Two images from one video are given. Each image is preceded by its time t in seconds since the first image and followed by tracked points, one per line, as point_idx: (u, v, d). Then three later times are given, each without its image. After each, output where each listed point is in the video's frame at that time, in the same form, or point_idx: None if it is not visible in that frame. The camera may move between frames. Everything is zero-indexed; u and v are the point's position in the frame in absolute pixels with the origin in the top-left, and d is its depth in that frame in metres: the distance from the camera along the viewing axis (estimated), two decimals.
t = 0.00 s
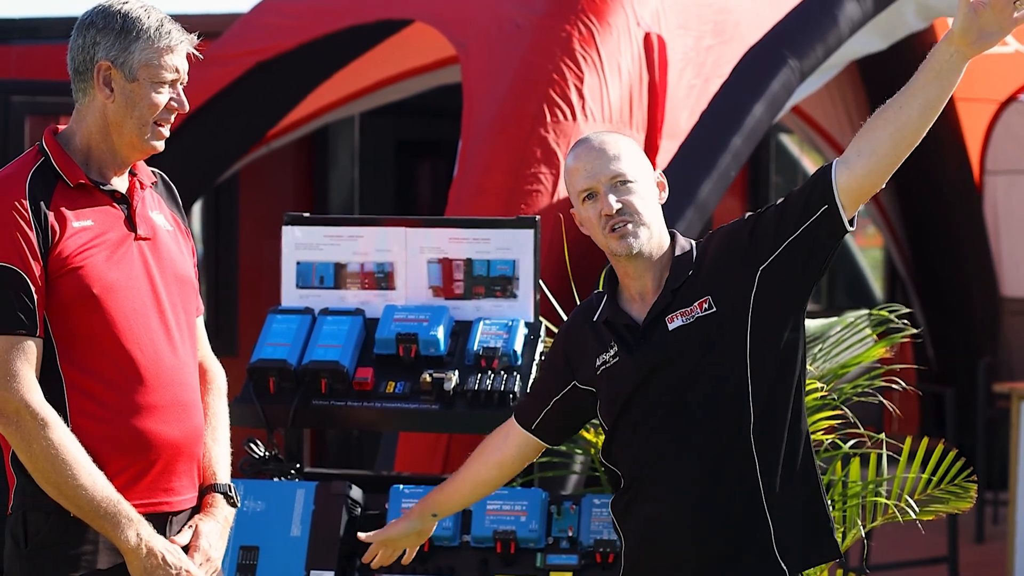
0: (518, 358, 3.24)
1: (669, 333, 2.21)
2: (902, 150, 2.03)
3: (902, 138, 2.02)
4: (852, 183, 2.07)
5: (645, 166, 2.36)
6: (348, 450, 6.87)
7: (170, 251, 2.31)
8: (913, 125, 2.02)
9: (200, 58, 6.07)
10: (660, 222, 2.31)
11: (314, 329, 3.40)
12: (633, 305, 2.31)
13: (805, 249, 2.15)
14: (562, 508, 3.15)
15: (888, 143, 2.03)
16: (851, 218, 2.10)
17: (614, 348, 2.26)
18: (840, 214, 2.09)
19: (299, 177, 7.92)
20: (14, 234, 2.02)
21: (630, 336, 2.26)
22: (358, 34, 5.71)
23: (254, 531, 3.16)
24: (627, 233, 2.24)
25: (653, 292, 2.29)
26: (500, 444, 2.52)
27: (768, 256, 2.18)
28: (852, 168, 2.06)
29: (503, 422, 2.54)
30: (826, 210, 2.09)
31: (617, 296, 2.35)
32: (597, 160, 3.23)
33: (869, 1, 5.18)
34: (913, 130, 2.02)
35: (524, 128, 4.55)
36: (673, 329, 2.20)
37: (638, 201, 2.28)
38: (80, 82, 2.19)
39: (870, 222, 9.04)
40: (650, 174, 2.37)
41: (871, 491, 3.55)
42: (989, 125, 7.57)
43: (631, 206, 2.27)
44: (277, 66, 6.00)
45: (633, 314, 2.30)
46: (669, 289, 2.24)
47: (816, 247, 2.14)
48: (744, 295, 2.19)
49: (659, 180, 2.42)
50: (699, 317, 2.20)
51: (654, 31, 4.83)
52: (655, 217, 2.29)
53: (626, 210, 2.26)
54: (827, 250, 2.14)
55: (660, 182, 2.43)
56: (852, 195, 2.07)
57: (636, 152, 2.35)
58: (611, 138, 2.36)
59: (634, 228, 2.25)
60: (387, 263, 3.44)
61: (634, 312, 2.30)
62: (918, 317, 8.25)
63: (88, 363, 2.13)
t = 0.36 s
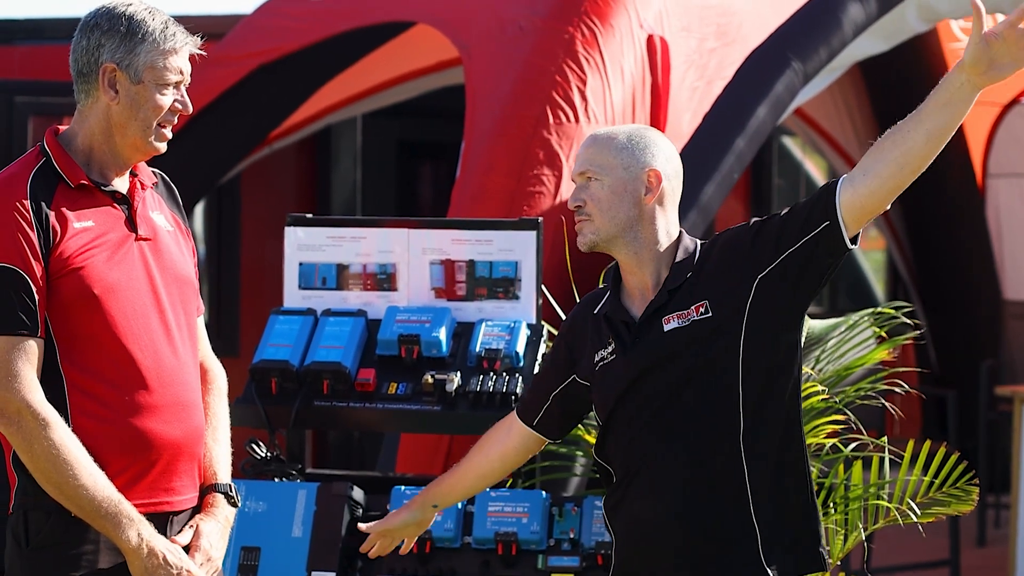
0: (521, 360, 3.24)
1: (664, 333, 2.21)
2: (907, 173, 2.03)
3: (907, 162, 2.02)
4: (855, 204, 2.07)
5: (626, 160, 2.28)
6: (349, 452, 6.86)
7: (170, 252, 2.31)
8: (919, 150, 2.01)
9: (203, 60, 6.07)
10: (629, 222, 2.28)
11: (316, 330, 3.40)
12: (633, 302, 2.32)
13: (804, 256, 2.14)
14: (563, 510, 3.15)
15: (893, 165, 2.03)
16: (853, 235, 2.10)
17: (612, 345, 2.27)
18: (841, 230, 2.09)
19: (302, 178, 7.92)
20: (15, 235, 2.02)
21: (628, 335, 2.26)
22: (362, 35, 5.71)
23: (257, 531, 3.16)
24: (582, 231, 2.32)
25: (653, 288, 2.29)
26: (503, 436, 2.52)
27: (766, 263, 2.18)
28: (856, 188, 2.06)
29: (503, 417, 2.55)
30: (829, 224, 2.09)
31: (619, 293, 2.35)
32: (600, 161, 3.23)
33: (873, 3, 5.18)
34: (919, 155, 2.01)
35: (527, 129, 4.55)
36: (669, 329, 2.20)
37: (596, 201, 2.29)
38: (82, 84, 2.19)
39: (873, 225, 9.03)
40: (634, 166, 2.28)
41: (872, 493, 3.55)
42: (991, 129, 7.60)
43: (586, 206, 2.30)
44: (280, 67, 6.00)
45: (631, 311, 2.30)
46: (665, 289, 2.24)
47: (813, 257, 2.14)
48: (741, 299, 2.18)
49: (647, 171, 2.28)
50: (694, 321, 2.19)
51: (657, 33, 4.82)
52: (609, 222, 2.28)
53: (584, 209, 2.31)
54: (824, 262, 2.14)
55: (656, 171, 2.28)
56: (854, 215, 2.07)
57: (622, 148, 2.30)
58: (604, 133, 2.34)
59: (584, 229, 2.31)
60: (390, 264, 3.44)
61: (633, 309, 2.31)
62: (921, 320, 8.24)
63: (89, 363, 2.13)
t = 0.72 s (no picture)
0: (521, 361, 3.24)
1: (666, 333, 2.21)
2: (919, 209, 1.99)
3: (920, 200, 1.98)
4: (867, 234, 2.04)
5: (642, 155, 2.28)
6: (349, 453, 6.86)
7: (170, 252, 2.31)
8: (935, 188, 1.97)
9: (204, 61, 6.07)
10: (645, 218, 2.28)
11: (317, 331, 3.40)
12: (643, 296, 2.33)
13: (811, 274, 2.12)
14: (564, 512, 3.17)
15: (907, 200, 1.99)
16: (861, 261, 2.07)
17: (616, 337, 2.28)
18: (847, 256, 2.06)
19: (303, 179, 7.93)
20: (15, 235, 2.02)
21: (632, 328, 2.27)
22: (362, 37, 5.71)
23: (258, 533, 3.16)
24: (600, 227, 2.34)
25: (663, 286, 2.30)
26: (512, 415, 2.52)
27: (776, 276, 2.16)
28: (868, 218, 2.03)
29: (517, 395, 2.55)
30: (835, 245, 2.07)
31: (632, 288, 2.36)
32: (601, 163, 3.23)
33: (873, 6, 5.18)
34: (934, 194, 1.97)
35: (528, 130, 4.55)
36: (671, 330, 2.21)
37: (612, 196, 2.30)
38: (83, 86, 2.19)
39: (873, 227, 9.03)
40: (650, 162, 2.28)
41: (873, 496, 3.55)
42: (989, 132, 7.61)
43: (603, 202, 2.31)
44: (280, 69, 6.00)
45: (640, 306, 2.31)
46: (672, 288, 2.24)
47: (820, 275, 2.12)
48: (747, 306, 2.18)
49: (663, 167, 2.28)
50: (697, 324, 2.19)
51: (658, 35, 4.82)
52: (623, 218, 2.29)
53: (601, 205, 2.32)
54: (831, 282, 2.11)
55: (672, 166, 2.28)
56: (863, 243, 2.05)
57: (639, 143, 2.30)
58: (623, 127, 2.34)
59: (600, 224, 2.32)
60: (391, 266, 3.45)
61: (641, 303, 2.32)
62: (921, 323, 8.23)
63: (89, 363, 2.13)
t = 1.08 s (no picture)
0: (521, 363, 3.24)
1: (664, 334, 2.21)
2: (894, 173, 2.00)
3: (894, 162, 1.99)
4: (846, 206, 2.04)
5: (629, 165, 2.30)
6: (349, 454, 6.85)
7: (167, 254, 2.31)
8: (905, 149, 1.99)
9: (205, 64, 6.07)
10: (636, 227, 2.29)
11: (317, 333, 3.40)
12: (637, 306, 2.33)
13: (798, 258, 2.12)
14: (564, 514, 3.15)
15: (880, 164, 2.00)
16: (846, 235, 2.07)
17: (614, 351, 2.28)
18: (832, 233, 2.07)
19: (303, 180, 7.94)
20: (13, 237, 2.02)
21: (629, 336, 2.28)
22: (363, 39, 5.71)
23: (258, 535, 3.15)
24: (592, 240, 2.34)
25: (655, 292, 2.31)
26: (526, 465, 2.50)
27: (764, 263, 2.17)
28: (846, 189, 2.04)
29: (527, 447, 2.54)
30: (820, 222, 2.07)
31: (625, 300, 2.37)
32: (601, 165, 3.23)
33: (873, 8, 5.18)
34: (905, 154, 1.99)
35: (527, 133, 4.55)
36: (668, 331, 2.21)
37: (602, 207, 2.30)
38: (81, 88, 2.19)
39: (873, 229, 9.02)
40: (637, 171, 2.29)
41: (873, 499, 3.55)
42: (992, 132, 7.75)
43: (593, 214, 2.31)
44: (281, 72, 6.01)
45: (634, 316, 2.31)
46: (667, 290, 2.25)
47: (807, 259, 2.12)
48: (739, 303, 2.18)
49: (650, 176, 2.29)
50: (693, 322, 2.20)
51: (657, 37, 4.82)
52: (614, 228, 2.29)
53: (591, 217, 2.32)
54: (818, 263, 2.11)
55: (659, 175, 2.29)
56: (845, 216, 2.05)
57: (623, 154, 2.32)
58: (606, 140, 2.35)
59: (592, 236, 2.32)
60: (390, 268, 3.45)
61: (636, 312, 2.32)
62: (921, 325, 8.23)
63: (87, 365, 2.13)
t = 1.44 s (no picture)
0: (519, 366, 3.24)
1: (663, 336, 2.21)
2: (892, 170, 2.02)
3: (891, 159, 2.01)
4: (845, 205, 2.06)
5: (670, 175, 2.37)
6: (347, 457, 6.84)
7: (167, 258, 2.31)
8: (901, 147, 2.01)
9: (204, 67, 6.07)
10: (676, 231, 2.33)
11: (315, 336, 3.40)
12: (637, 308, 2.33)
13: (797, 258, 2.14)
14: (563, 517, 3.16)
15: (877, 162, 2.02)
16: (845, 236, 2.09)
17: (614, 352, 2.28)
18: (831, 232, 2.08)
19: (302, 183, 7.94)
20: (15, 240, 2.02)
21: (628, 339, 2.28)
22: (362, 41, 5.71)
23: (256, 537, 3.16)
24: (643, 228, 2.28)
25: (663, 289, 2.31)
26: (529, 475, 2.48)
27: (763, 263, 2.19)
28: (844, 188, 2.06)
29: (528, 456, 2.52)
30: (819, 224, 2.09)
31: (624, 302, 2.37)
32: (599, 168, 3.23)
33: (872, 11, 5.18)
34: (902, 151, 2.01)
35: (526, 135, 4.56)
36: (668, 332, 2.21)
37: (662, 202, 2.30)
38: (84, 90, 2.19)
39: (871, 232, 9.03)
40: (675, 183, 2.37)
41: (872, 503, 3.55)
42: (991, 134, 7.68)
43: (654, 203, 2.29)
44: (280, 74, 6.01)
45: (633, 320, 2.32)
46: (667, 293, 2.25)
47: (806, 260, 2.14)
48: (739, 302, 2.19)
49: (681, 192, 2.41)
50: (693, 324, 2.20)
51: (656, 40, 4.82)
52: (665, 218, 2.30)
53: (649, 206, 2.29)
54: (817, 263, 2.13)
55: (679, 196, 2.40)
56: (844, 215, 2.07)
57: (658, 157, 2.37)
58: (639, 139, 2.39)
59: (653, 225, 2.28)
60: (389, 270, 3.45)
61: (636, 315, 2.33)
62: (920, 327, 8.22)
63: (86, 368, 2.13)
